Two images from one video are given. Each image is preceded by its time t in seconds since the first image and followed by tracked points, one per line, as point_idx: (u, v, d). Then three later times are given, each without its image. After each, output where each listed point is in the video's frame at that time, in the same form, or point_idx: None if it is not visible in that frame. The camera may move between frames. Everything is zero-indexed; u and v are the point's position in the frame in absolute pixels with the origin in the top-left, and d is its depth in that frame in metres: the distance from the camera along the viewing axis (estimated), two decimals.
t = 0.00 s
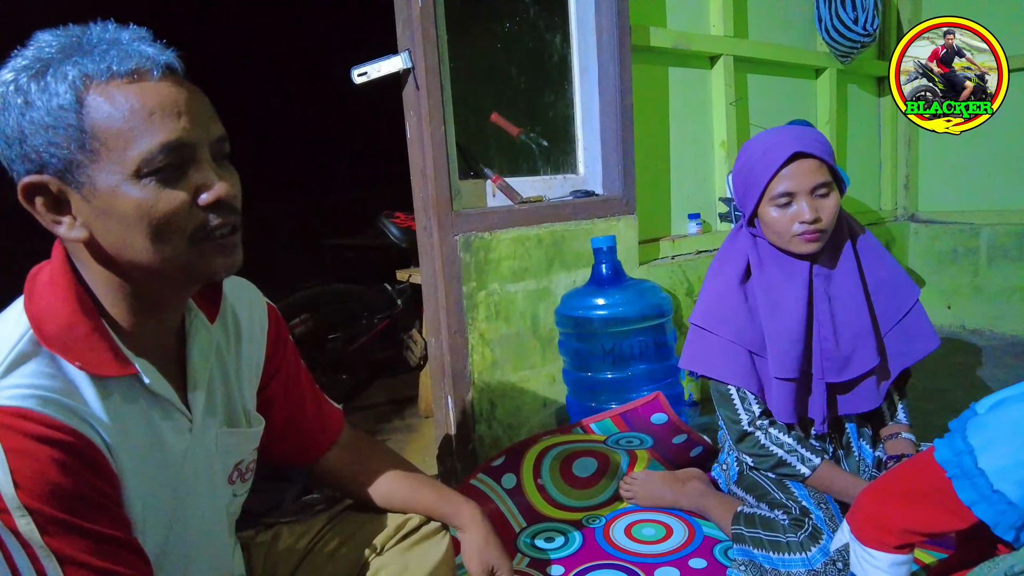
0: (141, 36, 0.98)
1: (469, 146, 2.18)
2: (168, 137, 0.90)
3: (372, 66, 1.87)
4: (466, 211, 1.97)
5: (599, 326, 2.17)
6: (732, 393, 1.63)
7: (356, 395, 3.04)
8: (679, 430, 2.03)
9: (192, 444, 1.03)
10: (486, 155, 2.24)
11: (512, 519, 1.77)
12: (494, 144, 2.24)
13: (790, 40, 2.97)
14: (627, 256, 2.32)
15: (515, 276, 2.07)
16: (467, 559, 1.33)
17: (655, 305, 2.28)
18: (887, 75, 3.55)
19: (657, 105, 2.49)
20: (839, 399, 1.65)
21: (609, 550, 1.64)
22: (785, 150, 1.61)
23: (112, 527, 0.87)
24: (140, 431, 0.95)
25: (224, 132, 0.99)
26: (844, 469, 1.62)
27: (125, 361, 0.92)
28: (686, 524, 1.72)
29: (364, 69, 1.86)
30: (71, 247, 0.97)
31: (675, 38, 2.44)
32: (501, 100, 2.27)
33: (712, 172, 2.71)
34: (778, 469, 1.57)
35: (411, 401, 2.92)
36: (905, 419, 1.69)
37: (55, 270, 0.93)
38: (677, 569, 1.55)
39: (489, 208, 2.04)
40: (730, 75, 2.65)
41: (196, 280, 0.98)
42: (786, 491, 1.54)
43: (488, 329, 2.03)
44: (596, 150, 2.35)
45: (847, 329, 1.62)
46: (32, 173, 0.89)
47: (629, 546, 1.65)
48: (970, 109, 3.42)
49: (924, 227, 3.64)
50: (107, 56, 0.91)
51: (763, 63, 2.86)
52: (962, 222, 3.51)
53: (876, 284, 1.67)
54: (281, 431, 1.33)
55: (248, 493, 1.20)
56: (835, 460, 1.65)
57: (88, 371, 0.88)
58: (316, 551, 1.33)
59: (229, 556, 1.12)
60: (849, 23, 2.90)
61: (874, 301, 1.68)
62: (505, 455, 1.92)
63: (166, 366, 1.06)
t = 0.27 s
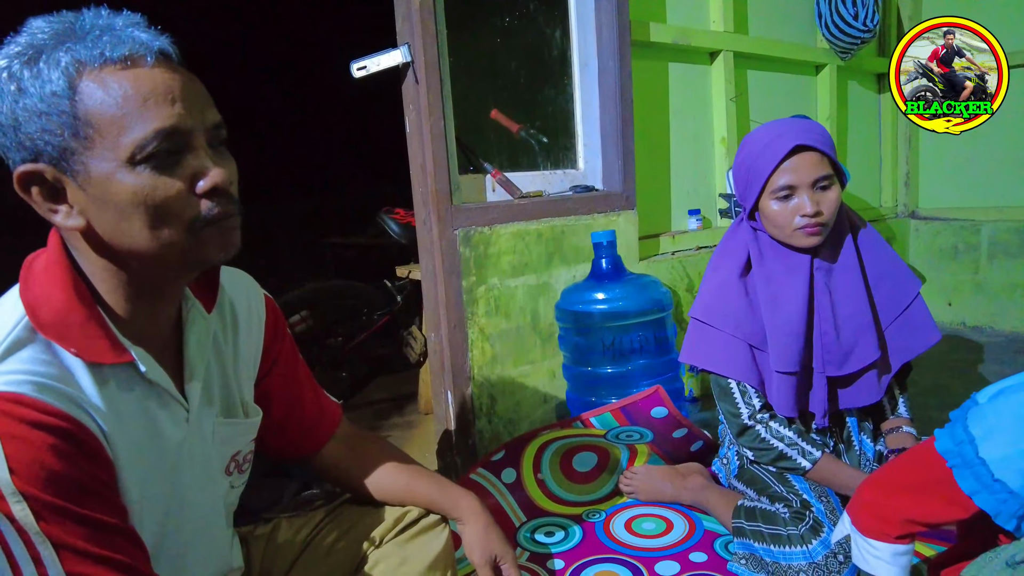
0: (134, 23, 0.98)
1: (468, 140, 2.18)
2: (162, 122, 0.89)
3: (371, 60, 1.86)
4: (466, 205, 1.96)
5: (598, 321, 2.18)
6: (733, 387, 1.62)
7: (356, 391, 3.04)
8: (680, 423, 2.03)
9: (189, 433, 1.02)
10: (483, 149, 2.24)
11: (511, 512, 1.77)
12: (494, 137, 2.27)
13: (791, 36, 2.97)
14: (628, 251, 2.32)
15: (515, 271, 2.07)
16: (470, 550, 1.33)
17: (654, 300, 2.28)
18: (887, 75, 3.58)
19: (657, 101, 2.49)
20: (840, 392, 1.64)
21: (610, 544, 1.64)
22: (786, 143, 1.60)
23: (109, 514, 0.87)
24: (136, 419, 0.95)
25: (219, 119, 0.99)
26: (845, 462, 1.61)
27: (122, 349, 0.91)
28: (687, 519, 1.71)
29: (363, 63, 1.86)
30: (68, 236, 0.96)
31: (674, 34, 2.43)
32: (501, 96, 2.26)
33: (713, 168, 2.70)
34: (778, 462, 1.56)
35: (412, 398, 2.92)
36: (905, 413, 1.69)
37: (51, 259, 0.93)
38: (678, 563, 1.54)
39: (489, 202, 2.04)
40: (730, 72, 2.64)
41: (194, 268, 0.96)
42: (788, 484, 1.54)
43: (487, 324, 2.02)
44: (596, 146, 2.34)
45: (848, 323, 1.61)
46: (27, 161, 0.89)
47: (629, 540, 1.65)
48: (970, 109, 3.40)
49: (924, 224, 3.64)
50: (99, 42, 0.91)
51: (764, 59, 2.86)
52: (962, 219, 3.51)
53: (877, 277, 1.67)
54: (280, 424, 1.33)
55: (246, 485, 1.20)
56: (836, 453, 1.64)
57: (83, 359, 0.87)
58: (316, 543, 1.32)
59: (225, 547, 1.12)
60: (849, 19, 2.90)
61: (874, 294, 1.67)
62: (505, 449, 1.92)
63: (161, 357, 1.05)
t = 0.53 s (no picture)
0: (118, 5, 0.96)
1: (465, 134, 2.17)
2: (148, 106, 0.88)
3: (366, 52, 1.85)
4: (461, 199, 1.95)
5: (594, 315, 2.16)
6: (729, 381, 1.61)
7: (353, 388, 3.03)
8: (676, 418, 2.01)
9: (178, 422, 1.01)
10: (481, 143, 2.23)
11: (508, 509, 1.75)
12: (491, 132, 2.23)
13: (789, 32, 2.96)
14: (625, 245, 2.31)
15: (512, 265, 2.06)
16: (462, 545, 1.31)
17: (651, 294, 2.26)
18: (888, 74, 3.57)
19: (654, 96, 2.48)
20: (838, 386, 1.63)
21: (605, 539, 1.62)
22: (784, 135, 1.59)
23: (94, 502, 0.85)
24: (123, 406, 0.93)
25: (206, 103, 0.98)
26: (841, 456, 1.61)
27: (107, 336, 0.90)
28: (683, 514, 1.70)
29: (358, 56, 1.84)
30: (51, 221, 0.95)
31: (672, 29, 2.42)
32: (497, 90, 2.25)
33: (711, 164, 2.69)
34: (775, 456, 1.55)
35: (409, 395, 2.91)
36: (903, 407, 1.67)
37: (35, 244, 0.92)
38: (674, 558, 1.53)
39: (485, 196, 2.02)
40: (728, 67, 2.63)
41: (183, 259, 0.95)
42: (784, 478, 1.52)
43: (483, 319, 2.01)
44: (593, 141, 2.33)
45: (845, 316, 1.60)
46: (10, 146, 0.87)
47: (625, 535, 1.64)
48: (970, 109, 3.38)
49: (922, 221, 3.63)
50: (82, 24, 0.89)
51: (762, 55, 2.84)
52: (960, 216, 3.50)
53: (874, 271, 1.66)
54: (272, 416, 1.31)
55: (236, 477, 1.18)
56: (832, 446, 1.63)
57: (66, 345, 0.86)
58: (308, 536, 1.31)
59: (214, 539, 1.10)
60: (846, 15, 2.86)
61: (871, 287, 1.66)
62: (501, 445, 1.91)
63: (148, 347, 1.03)
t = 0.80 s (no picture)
0: None
1: (455, 127, 2.15)
2: (137, 100, 0.85)
3: (354, 43, 1.83)
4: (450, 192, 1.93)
5: (585, 309, 2.17)
6: (721, 373, 1.60)
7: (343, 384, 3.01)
8: (667, 412, 2.00)
9: (156, 416, 0.99)
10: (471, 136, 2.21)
11: (497, 505, 1.74)
12: (482, 125, 2.22)
13: (782, 28, 2.96)
14: (616, 240, 2.29)
15: (502, 259, 2.04)
16: (450, 540, 1.29)
17: (642, 288, 2.26)
18: (887, 73, 3.59)
19: (647, 90, 2.47)
20: (829, 379, 1.62)
21: (596, 534, 1.61)
22: (776, 126, 1.58)
23: (67, 495, 0.83)
24: (99, 399, 0.91)
25: (197, 98, 0.95)
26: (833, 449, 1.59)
27: (82, 330, 0.87)
28: (674, 509, 1.69)
29: (346, 46, 1.82)
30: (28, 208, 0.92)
31: (664, 22, 2.41)
32: (488, 83, 2.23)
33: (703, 159, 2.69)
34: (767, 450, 1.54)
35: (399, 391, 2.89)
36: (894, 401, 1.67)
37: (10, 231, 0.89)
38: (665, 553, 1.51)
39: (475, 189, 2.01)
40: (720, 62, 2.63)
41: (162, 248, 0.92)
42: (776, 472, 1.51)
43: (473, 313, 1.99)
44: (585, 134, 2.32)
45: (836, 308, 1.59)
46: None
47: (616, 530, 1.62)
48: (969, 109, 3.38)
49: (914, 218, 3.64)
50: (70, 12, 0.85)
51: (754, 50, 2.84)
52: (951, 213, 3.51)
53: (865, 264, 1.65)
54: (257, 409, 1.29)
55: (217, 473, 1.16)
56: (824, 439, 1.62)
57: (40, 338, 0.84)
58: (291, 532, 1.28)
59: (193, 534, 1.08)
60: (838, 11, 2.88)
61: (862, 280, 1.65)
62: (491, 439, 1.88)
63: (127, 340, 1.01)
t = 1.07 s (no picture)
0: None
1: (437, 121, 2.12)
2: (87, 69, 0.81)
3: (334, 34, 1.79)
4: (432, 186, 1.90)
5: (569, 305, 2.14)
6: (705, 369, 1.58)
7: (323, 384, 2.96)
8: (651, 409, 1.98)
9: (122, 413, 0.94)
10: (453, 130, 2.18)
11: (480, 504, 1.71)
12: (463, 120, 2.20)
13: (765, 26, 2.97)
14: (599, 237, 2.27)
15: (485, 255, 2.01)
16: (432, 540, 1.26)
17: (626, 284, 2.25)
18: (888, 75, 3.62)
19: (630, 87, 2.45)
20: (811, 376, 1.61)
21: (580, 534, 1.58)
22: (761, 120, 1.57)
23: (24, 496, 0.79)
24: (59, 395, 0.87)
25: (155, 71, 0.91)
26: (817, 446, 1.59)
27: (43, 323, 0.83)
28: (659, 507, 1.67)
29: (326, 37, 1.78)
30: None
31: (648, 18, 2.40)
32: (471, 77, 2.21)
33: (686, 157, 2.68)
34: (751, 447, 1.53)
35: (380, 391, 2.85)
36: (878, 398, 1.66)
37: None
38: (650, 552, 1.49)
39: (457, 183, 1.97)
40: (703, 60, 2.62)
41: (127, 234, 0.88)
42: (761, 469, 1.50)
43: (455, 310, 1.96)
44: (568, 130, 2.30)
45: (819, 304, 1.58)
46: None
47: (600, 529, 1.60)
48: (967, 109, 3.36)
49: (894, 217, 3.67)
50: None
51: (738, 49, 2.84)
52: (931, 212, 3.54)
53: (849, 260, 1.65)
54: (232, 407, 1.25)
55: (190, 473, 1.12)
56: (808, 436, 1.61)
57: None
58: (268, 534, 1.24)
59: (164, 538, 1.04)
60: (821, 9, 2.89)
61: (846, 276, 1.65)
62: (473, 438, 1.85)
63: (93, 333, 0.96)
